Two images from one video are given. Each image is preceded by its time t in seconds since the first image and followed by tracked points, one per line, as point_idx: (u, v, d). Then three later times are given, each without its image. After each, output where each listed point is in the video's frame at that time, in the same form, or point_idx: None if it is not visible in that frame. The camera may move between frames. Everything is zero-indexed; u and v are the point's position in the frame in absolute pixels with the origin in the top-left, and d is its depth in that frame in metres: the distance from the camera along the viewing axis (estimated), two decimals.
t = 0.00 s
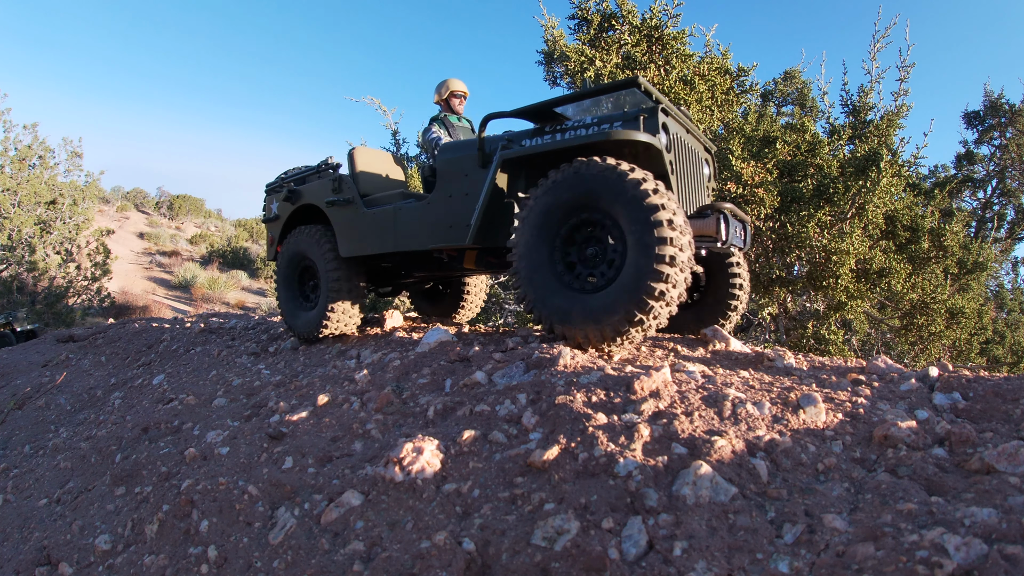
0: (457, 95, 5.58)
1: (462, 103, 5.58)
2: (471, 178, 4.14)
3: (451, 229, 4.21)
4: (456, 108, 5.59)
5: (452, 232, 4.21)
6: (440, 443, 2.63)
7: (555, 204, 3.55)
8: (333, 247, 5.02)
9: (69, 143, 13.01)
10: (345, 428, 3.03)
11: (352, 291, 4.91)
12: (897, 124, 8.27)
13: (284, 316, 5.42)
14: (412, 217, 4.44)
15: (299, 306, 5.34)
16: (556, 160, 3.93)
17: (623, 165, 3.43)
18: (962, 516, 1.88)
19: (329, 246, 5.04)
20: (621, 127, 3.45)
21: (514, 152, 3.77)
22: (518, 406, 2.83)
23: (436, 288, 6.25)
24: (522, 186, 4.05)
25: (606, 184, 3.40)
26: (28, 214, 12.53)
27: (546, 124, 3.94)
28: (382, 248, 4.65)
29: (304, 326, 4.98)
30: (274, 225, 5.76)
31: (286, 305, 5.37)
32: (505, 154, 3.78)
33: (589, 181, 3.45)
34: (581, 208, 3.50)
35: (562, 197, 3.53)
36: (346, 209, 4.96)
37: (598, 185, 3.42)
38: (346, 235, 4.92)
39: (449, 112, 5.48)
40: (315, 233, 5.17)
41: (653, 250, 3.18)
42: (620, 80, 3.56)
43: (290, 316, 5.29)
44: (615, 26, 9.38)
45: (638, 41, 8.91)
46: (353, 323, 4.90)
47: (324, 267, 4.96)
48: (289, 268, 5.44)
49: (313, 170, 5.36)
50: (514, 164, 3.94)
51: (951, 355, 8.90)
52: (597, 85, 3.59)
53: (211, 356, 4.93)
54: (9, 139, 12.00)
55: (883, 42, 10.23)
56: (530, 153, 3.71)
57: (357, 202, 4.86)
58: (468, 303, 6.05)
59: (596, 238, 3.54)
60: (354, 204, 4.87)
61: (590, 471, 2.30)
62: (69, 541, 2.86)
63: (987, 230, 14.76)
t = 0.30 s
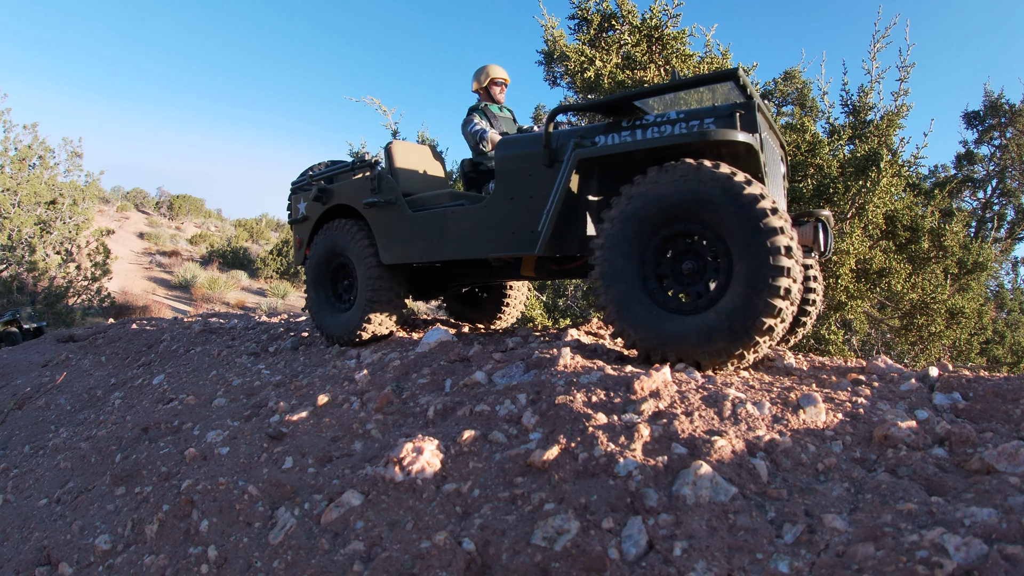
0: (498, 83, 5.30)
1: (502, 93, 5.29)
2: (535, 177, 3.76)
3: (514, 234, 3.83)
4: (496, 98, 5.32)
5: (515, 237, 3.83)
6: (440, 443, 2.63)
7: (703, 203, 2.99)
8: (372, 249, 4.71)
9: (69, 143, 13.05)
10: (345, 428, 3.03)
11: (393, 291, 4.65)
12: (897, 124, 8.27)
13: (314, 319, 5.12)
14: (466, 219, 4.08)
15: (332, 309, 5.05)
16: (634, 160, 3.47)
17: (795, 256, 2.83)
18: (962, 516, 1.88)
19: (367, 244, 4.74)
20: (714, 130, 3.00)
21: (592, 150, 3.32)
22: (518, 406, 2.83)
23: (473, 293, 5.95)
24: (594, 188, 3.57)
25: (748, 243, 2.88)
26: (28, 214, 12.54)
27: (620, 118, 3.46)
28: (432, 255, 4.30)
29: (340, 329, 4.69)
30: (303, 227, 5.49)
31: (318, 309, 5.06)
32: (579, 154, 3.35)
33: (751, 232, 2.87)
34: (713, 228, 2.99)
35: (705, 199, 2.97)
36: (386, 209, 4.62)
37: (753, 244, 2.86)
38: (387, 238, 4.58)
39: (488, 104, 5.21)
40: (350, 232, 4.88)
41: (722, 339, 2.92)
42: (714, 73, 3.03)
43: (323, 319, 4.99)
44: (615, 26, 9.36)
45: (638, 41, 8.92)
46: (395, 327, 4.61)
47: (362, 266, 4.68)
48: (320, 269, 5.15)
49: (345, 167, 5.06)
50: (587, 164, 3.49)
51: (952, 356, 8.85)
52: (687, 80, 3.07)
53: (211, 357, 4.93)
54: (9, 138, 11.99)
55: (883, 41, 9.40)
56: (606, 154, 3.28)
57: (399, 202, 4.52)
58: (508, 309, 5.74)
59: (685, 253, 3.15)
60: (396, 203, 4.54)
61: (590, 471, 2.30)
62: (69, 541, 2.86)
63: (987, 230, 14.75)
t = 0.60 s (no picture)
0: (552, 79, 4.93)
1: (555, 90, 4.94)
2: (607, 167, 3.58)
3: (581, 226, 3.66)
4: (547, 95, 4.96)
5: (580, 230, 3.66)
6: (440, 443, 2.63)
7: (841, 243, 2.74)
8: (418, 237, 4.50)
9: (69, 143, 13.08)
10: (345, 428, 3.03)
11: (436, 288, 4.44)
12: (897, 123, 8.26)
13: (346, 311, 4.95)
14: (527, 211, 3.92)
15: (365, 300, 4.88)
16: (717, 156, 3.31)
17: (859, 353, 2.71)
18: (962, 516, 1.88)
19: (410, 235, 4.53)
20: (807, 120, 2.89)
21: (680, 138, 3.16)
22: (518, 406, 2.83)
23: (507, 298, 5.78)
24: (670, 184, 3.37)
25: (825, 307, 2.74)
26: (28, 214, 12.55)
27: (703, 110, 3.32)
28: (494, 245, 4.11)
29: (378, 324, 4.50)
30: (340, 212, 5.27)
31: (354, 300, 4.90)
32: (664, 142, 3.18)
33: (848, 307, 2.69)
34: (825, 267, 2.80)
35: (847, 243, 2.72)
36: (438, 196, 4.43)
37: (839, 318, 2.70)
38: (437, 225, 4.40)
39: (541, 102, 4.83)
40: (393, 220, 4.67)
41: (735, 347, 2.94)
42: (809, 65, 3.03)
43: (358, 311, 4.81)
44: (615, 26, 9.34)
45: (638, 41, 8.92)
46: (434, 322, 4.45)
47: (403, 258, 4.47)
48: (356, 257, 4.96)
49: (390, 150, 4.85)
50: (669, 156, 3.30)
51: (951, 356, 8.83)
52: (778, 72, 3.05)
53: (211, 356, 4.94)
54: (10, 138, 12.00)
55: (884, 41, 8.85)
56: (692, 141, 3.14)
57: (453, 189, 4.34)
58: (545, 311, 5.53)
59: (773, 256, 2.99)
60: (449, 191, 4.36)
61: (590, 471, 2.30)
62: (70, 541, 2.86)
63: (987, 229, 14.73)
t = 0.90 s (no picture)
0: (615, 64, 4.62)
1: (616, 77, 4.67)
2: (705, 158, 3.26)
3: (675, 223, 3.36)
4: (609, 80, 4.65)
5: (674, 227, 3.37)
6: (440, 443, 2.63)
7: (972, 321, 2.48)
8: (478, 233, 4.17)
9: (70, 143, 13.12)
10: (345, 428, 3.03)
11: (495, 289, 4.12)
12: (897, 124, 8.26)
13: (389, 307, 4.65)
14: (609, 205, 3.58)
15: (411, 295, 4.59)
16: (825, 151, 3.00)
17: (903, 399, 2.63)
18: (962, 516, 1.88)
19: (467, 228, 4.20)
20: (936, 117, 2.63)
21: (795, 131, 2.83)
22: (518, 406, 2.83)
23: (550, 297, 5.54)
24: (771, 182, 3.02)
25: (911, 359, 2.59)
26: (28, 214, 12.57)
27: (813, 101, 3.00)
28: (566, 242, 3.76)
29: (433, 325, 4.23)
30: (384, 198, 4.91)
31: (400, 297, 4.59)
32: (777, 134, 2.85)
33: (945, 356, 2.52)
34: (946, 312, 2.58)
35: (976, 315, 2.48)
36: (502, 187, 4.08)
37: (919, 363, 2.57)
38: (501, 220, 4.06)
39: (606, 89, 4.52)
40: (449, 212, 4.33)
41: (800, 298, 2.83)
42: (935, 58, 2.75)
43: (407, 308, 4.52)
44: (615, 25, 9.32)
45: (638, 41, 8.91)
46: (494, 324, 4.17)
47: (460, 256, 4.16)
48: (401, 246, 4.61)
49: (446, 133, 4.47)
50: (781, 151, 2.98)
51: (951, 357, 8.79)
52: (898, 61, 2.77)
53: (211, 356, 4.93)
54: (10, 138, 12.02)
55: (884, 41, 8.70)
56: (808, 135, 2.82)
57: (521, 180, 3.99)
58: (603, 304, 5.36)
59: (896, 265, 2.75)
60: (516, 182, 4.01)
61: (590, 471, 2.30)
62: (69, 541, 2.87)
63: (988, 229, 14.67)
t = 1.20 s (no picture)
0: (671, 46, 4.18)
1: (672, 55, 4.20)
2: (796, 146, 3.05)
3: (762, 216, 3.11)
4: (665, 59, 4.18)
5: (759, 220, 3.13)
6: (440, 443, 2.63)
7: None
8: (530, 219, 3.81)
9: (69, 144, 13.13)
10: (345, 428, 3.03)
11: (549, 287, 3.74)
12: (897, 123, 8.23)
13: (430, 302, 4.27)
14: (687, 192, 3.28)
15: (454, 290, 4.21)
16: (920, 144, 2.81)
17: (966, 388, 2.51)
18: (962, 516, 1.89)
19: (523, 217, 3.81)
20: None
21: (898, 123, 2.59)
22: (518, 406, 2.83)
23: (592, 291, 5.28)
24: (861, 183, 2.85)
25: (980, 344, 2.51)
26: (28, 214, 12.58)
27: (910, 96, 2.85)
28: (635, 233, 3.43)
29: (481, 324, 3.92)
30: (424, 176, 4.40)
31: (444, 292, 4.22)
32: (882, 125, 2.61)
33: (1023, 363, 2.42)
34: None
35: None
36: (562, 169, 3.67)
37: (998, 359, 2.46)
38: (558, 204, 3.67)
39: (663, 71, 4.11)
40: (501, 199, 3.92)
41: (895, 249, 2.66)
42: None
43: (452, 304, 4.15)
44: (615, 26, 9.34)
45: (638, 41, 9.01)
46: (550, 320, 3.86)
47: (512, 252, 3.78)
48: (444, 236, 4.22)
49: (498, 108, 3.97)
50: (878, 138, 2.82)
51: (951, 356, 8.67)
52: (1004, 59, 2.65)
53: (211, 356, 4.93)
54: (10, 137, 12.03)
55: (884, 41, 7.71)
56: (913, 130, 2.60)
57: (585, 161, 3.59)
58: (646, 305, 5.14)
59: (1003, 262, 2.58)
60: (579, 163, 3.61)
61: (590, 471, 2.30)
62: (70, 541, 2.87)
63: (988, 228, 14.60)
